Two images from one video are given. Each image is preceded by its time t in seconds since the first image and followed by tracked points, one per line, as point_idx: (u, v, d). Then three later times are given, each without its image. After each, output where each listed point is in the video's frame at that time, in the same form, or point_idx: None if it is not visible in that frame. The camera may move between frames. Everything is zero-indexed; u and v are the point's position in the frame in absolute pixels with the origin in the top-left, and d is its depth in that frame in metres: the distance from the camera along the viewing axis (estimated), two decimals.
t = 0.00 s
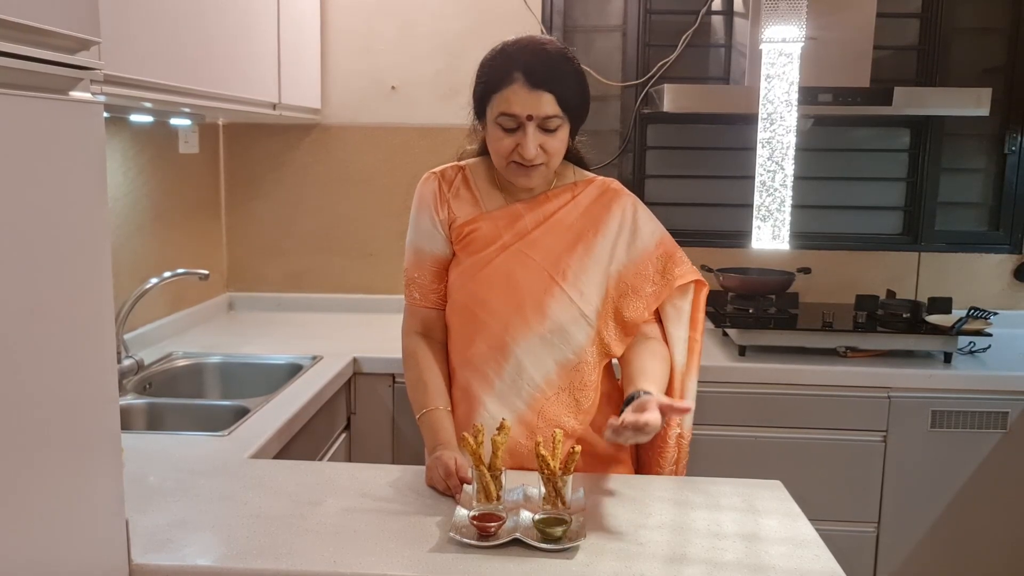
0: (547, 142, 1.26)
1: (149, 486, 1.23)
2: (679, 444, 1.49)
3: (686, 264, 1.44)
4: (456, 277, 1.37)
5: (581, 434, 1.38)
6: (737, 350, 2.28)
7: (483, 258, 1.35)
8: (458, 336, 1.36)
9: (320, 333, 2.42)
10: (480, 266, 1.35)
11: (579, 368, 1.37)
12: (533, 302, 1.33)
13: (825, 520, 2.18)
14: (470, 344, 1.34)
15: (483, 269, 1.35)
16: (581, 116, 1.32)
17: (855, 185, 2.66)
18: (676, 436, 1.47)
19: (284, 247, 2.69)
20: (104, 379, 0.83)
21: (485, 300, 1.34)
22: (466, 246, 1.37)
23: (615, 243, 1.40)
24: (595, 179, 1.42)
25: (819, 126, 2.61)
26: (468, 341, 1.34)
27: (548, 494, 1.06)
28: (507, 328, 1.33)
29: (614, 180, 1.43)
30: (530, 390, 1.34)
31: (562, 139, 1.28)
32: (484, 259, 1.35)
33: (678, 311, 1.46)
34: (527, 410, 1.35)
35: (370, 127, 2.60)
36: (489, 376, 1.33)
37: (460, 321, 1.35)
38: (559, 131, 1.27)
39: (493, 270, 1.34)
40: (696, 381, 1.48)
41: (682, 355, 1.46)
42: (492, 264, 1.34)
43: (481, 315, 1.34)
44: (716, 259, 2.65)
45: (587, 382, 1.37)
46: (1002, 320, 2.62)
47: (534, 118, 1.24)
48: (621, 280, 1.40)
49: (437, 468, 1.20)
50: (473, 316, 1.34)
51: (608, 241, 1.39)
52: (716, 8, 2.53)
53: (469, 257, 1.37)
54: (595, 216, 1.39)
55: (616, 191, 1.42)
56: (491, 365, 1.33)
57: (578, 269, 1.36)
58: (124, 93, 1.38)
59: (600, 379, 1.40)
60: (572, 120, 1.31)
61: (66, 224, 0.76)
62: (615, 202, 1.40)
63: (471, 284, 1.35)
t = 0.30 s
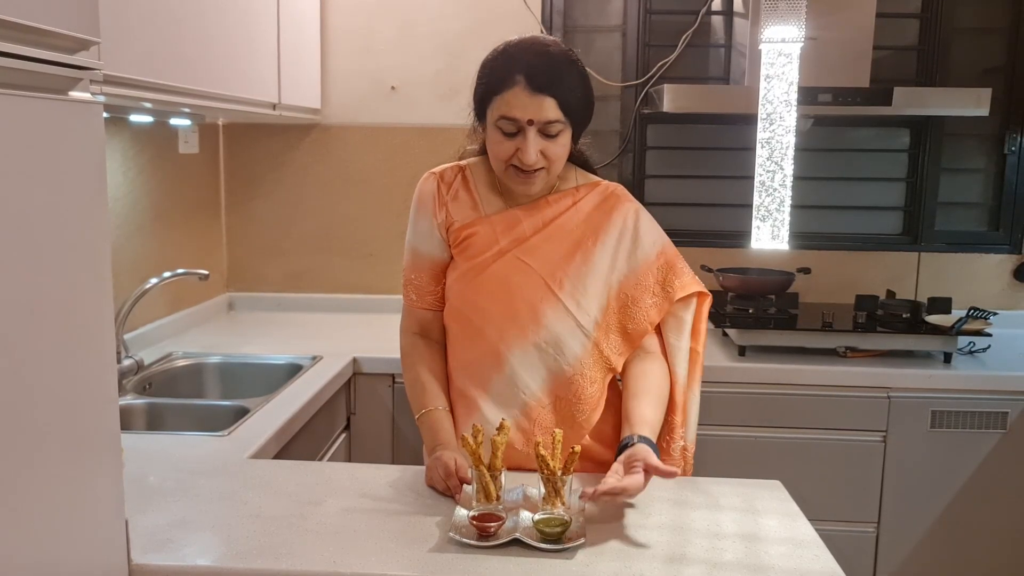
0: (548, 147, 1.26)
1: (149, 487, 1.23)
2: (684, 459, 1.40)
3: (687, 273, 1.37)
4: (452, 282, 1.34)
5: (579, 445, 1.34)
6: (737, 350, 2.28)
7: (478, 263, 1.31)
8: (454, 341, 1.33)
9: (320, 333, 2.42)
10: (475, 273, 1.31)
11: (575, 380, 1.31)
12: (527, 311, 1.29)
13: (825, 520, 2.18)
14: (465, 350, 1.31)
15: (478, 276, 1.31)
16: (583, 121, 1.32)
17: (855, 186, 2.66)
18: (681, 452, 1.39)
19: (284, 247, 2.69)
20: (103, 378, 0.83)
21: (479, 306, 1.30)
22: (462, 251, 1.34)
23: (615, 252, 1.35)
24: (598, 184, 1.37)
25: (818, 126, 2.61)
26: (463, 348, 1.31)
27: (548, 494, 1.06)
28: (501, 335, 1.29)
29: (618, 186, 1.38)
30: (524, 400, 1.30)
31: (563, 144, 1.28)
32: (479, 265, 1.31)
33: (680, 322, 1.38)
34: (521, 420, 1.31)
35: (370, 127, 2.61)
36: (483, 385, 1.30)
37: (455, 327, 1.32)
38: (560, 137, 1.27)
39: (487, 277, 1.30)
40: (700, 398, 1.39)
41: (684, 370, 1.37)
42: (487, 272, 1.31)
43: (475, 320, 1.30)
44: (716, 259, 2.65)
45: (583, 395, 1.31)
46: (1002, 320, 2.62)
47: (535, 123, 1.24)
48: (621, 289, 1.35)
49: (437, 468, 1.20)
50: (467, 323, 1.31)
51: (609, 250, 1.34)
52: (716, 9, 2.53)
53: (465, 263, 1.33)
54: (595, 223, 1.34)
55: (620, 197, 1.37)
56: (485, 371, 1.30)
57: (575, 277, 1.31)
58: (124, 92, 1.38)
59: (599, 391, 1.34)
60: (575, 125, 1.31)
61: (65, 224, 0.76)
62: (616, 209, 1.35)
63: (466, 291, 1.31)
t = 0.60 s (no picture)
0: (549, 148, 1.26)
1: (148, 487, 1.23)
2: (693, 461, 1.40)
3: (691, 278, 1.37)
4: (453, 285, 1.34)
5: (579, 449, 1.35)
6: (737, 350, 2.28)
7: (480, 267, 1.32)
8: (455, 344, 1.33)
9: (320, 333, 2.42)
10: (476, 278, 1.31)
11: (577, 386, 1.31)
12: (529, 317, 1.29)
13: (824, 520, 2.18)
14: (466, 354, 1.31)
15: (479, 280, 1.31)
16: (585, 123, 1.31)
17: (855, 186, 2.66)
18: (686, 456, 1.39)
19: (284, 246, 2.69)
20: (103, 377, 0.83)
21: (480, 311, 1.30)
22: (463, 254, 1.34)
23: (619, 256, 1.34)
24: (601, 187, 1.37)
25: (818, 126, 2.61)
26: (465, 352, 1.31)
27: (548, 494, 1.06)
28: (503, 341, 1.29)
29: (622, 188, 1.38)
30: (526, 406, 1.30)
31: (565, 145, 1.28)
32: (481, 270, 1.31)
33: (684, 329, 1.37)
34: (522, 424, 1.31)
35: (370, 127, 2.61)
36: (483, 388, 1.30)
37: (456, 331, 1.32)
38: (561, 138, 1.27)
39: (488, 282, 1.30)
40: (706, 400, 1.40)
41: (688, 374, 1.37)
42: (488, 277, 1.31)
43: (476, 325, 1.30)
44: (716, 259, 2.65)
45: (585, 402, 1.31)
46: (1002, 320, 2.62)
47: (536, 124, 1.24)
48: (625, 295, 1.34)
49: (437, 469, 1.20)
50: (468, 328, 1.31)
51: (612, 255, 1.33)
52: (715, 8, 2.53)
53: (466, 266, 1.33)
54: (598, 227, 1.33)
55: (624, 200, 1.37)
56: (486, 376, 1.30)
57: (577, 283, 1.31)
58: (124, 92, 1.38)
59: (604, 398, 1.32)
60: (576, 127, 1.30)
61: (65, 225, 0.76)
62: (620, 213, 1.34)
63: (467, 295, 1.31)
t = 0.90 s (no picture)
0: (549, 146, 1.25)
1: (148, 486, 1.23)
2: (695, 462, 1.40)
3: (693, 277, 1.35)
4: (456, 284, 1.34)
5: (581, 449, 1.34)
6: (737, 350, 2.28)
7: (482, 266, 1.32)
8: (457, 343, 1.33)
9: (320, 333, 2.41)
10: (478, 277, 1.31)
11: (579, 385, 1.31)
12: (531, 316, 1.29)
13: (824, 520, 2.18)
14: (468, 354, 1.31)
15: (481, 279, 1.31)
16: (587, 122, 1.31)
17: (855, 185, 2.66)
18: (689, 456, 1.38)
19: (284, 246, 2.68)
20: (103, 377, 0.83)
21: (483, 310, 1.30)
22: (465, 253, 1.34)
23: (621, 255, 1.34)
24: (603, 186, 1.36)
25: (818, 126, 2.61)
26: (467, 351, 1.31)
27: (548, 493, 1.06)
28: (506, 339, 1.29)
29: (624, 187, 1.37)
30: (528, 404, 1.30)
31: (566, 144, 1.28)
32: (483, 268, 1.31)
33: (687, 329, 1.36)
34: (524, 423, 1.31)
35: (370, 126, 2.60)
36: (485, 387, 1.30)
37: (459, 330, 1.32)
38: (562, 136, 1.27)
39: (491, 281, 1.30)
40: (710, 401, 1.39)
41: (690, 374, 1.37)
42: (490, 275, 1.31)
43: (478, 324, 1.30)
44: (716, 258, 2.65)
45: (588, 401, 1.31)
46: (1002, 319, 2.62)
47: (536, 121, 1.24)
48: (628, 294, 1.34)
49: (437, 468, 1.20)
50: (471, 326, 1.31)
51: (614, 253, 1.33)
52: (716, 8, 2.53)
53: (468, 265, 1.33)
54: (600, 226, 1.33)
55: (626, 199, 1.36)
56: (488, 374, 1.29)
57: (580, 281, 1.31)
58: (124, 92, 1.38)
59: (607, 396, 1.32)
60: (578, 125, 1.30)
61: (65, 224, 0.76)
62: (622, 212, 1.34)
63: (469, 293, 1.32)
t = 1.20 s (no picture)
0: (546, 141, 1.25)
1: (148, 486, 1.23)
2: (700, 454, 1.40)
3: (698, 269, 1.37)
4: (457, 283, 1.34)
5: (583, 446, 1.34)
6: (737, 350, 2.28)
7: (484, 265, 1.32)
8: (459, 342, 1.33)
9: (320, 333, 2.41)
10: (480, 274, 1.31)
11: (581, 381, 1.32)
12: (533, 312, 1.29)
13: (824, 520, 2.18)
14: (470, 352, 1.31)
15: (483, 277, 1.31)
16: (584, 117, 1.31)
17: (855, 185, 2.66)
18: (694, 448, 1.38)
19: (284, 246, 2.68)
20: (103, 377, 0.83)
21: (484, 307, 1.30)
22: (467, 252, 1.34)
23: (622, 250, 1.34)
24: (602, 182, 1.36)
25: (819, 126, 2.61)
26: (469, 349, 1.31)
27: (548, 494, 1.06)
28: (508, 337, 1.29)
29: (623, 183, 1.37)
30: (530, 401, 1.30)
31: (563, 140, 1.27)
32: (485, 266, 1.31)
33: (694, 320, 1.37)
34: (526, 420, 1.31)
35: (370, 126, 2.60)
36: (487, 385, 1.30)
37: (461, 328, 1.32)
38: (558, 131, 1.26)
39: (492, 278, 1.30)
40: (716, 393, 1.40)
41: (699, 365, 1.36)
42: (492, 273, 1.31)
43: (480, 322, 1.30)
44: (717, 258, 2.65)
45: (590, 395, 1.32)
46: (1002, 319, 2.62)
47: (532, 116, 1.24)
48: (628, 287, 1.34)
49: (437, 468, 1.20)
50: (473, 324, 1.31)
51: (614, 248, 1.33)
52: (716, 8, 2.53)
53: (470, 264, 1.33)
54: (600, 221, 1.33)
55: (626, 194, 1.36)
56: (491, 372, 1.30)
57: (581, 278, 1.31)
58: (125, 91, 1.38)
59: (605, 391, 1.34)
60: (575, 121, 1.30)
61: (65, 224, 0.76)
62: (621, 207, 1.34)
63: (471, 291, 1.32)
